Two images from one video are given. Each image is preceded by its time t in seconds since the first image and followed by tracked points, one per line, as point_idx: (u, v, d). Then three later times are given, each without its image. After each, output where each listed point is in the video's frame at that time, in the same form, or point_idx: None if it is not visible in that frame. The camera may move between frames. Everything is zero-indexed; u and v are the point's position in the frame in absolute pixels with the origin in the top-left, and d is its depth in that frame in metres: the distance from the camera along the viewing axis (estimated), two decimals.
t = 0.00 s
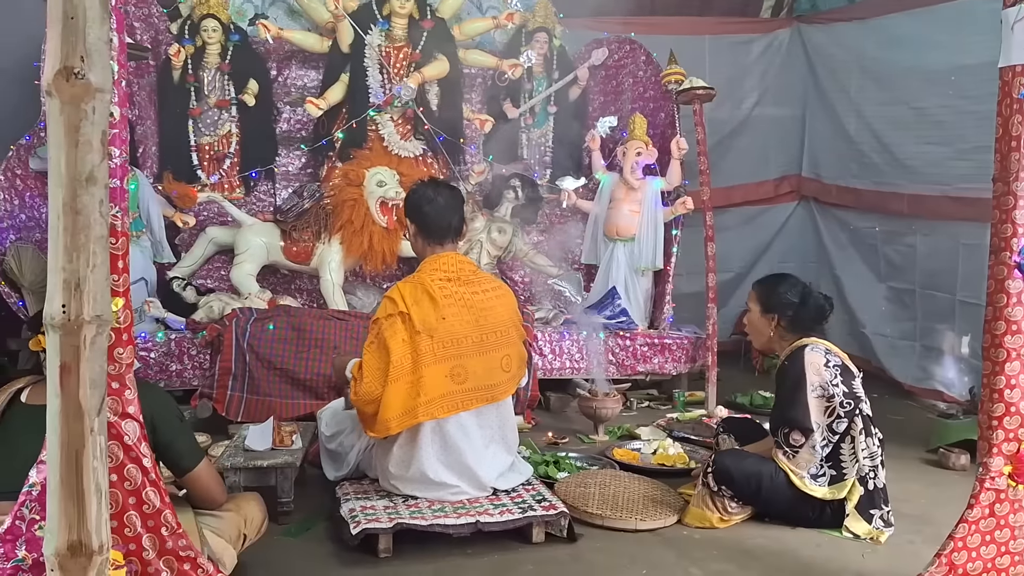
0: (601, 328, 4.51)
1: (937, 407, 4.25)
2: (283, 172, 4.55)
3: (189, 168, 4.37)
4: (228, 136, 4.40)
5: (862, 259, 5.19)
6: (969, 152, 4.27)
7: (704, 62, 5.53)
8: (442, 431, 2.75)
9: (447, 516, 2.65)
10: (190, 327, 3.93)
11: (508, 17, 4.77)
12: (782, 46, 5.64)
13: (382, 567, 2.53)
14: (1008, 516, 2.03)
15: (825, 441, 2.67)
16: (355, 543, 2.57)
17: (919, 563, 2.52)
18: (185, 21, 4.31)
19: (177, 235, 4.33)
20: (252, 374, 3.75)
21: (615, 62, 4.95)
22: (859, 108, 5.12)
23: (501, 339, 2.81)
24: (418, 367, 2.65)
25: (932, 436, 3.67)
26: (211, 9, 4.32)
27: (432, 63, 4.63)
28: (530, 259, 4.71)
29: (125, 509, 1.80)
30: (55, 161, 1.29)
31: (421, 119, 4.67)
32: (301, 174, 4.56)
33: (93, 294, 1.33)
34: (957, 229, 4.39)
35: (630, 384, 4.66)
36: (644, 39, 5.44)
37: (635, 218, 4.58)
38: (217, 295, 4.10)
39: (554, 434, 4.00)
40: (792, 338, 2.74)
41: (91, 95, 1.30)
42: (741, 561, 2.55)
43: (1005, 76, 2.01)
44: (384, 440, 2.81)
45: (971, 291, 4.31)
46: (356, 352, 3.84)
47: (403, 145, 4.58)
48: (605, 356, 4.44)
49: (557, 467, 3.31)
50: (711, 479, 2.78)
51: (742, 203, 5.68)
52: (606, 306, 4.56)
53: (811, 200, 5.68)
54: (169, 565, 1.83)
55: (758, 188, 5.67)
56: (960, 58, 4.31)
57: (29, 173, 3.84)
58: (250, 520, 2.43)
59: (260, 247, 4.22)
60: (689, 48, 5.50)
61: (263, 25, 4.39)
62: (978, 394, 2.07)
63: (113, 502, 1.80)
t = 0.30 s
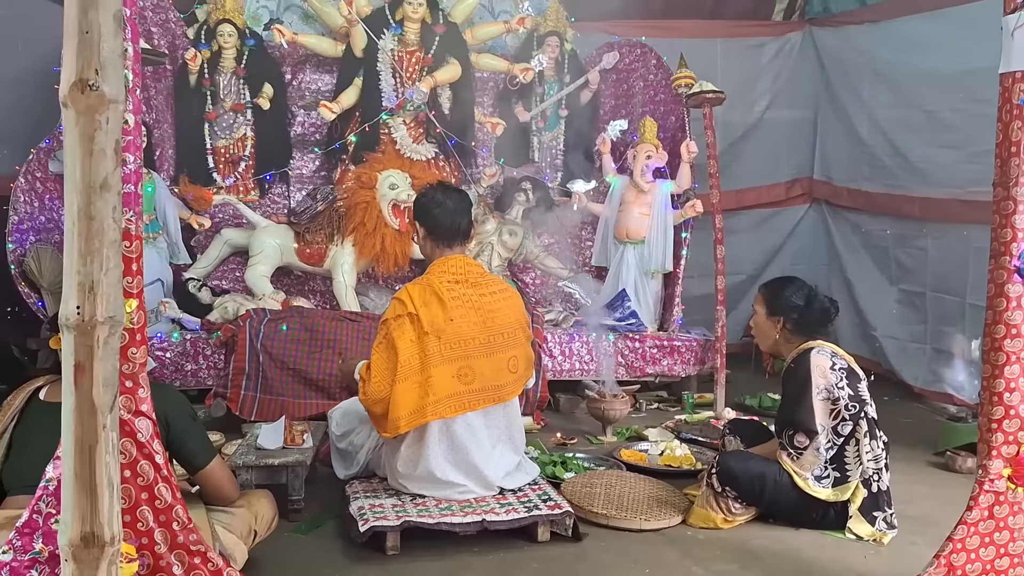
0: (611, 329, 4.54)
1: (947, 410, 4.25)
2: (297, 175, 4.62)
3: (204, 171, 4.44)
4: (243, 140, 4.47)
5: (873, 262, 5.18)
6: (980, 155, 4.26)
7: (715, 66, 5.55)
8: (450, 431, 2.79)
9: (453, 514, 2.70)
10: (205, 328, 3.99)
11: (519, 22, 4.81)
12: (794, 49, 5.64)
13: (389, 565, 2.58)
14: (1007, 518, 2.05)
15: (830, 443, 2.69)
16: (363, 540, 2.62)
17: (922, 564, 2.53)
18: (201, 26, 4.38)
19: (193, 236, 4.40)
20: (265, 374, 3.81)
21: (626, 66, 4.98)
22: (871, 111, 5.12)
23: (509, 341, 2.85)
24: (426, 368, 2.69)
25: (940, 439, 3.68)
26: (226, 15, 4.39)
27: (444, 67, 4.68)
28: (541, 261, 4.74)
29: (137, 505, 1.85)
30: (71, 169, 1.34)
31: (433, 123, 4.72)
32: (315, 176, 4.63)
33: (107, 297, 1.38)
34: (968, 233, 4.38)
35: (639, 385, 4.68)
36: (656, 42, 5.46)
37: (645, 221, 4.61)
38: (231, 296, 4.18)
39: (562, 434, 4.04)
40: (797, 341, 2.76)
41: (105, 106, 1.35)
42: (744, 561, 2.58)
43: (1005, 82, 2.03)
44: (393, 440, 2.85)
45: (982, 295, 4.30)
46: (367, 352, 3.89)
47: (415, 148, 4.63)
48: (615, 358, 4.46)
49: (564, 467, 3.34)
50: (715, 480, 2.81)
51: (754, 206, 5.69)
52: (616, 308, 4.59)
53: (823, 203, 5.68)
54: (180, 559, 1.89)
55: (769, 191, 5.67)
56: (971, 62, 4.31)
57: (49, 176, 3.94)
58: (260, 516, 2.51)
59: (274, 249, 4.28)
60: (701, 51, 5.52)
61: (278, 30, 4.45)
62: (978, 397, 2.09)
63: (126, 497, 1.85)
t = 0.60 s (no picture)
0: (620, 335, 4.57)
1: (956, 417, 4.24)
2: (310, 182, 4.68)
3: (219, 178, 4.52)
4: (257, 147, 4.54)
5: (883, 268, 5.17)
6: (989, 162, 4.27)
7: (726, 73, 5.57)
8: (456, 435, 2.84)
9: (459, 517, 2.74)
10: (219, 332, 4.07)
11: (530, 30, 4.87)
12: (804, 56, 5.66)
13: (395, 565, 2.62)
14: (1005, 524, 2.06)
15: (834, 449, 2.70)
16: (370, 541, 2.67)
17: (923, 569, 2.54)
18: (217, 35, 4.46)
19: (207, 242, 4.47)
20: (277, 377, 3.87)
21: (636, 73, 5.02)
22: (881, 117, 5.13)
23: (514, 346, 2.89)
24: (432, 372, 2.74)
25: (947, 445, 3.68)
26: (242, 23, 4.47)
27: (455, 75, 4.73)
28: (550, 267, 4.78)
29: (148, 503, 1.91)
30: (83, 182, 1.40)
31: (444, 130, 4.78)
32: (328, 183, 4.69)
33: (117, 303, 1.44)
34: (978, 239, 4.37)
35: (648, 390, 4.70)
36: (665, 50, 5.50)
37: (653, 227, 4.64)
38: (245, 301, 4.27)
39: (570, 439, 4.07)
40: (803, 347, 2.78)
41: (115, 122, 1.41)
42: (746, 564, 2.60)
43: (1002, 93, 2.06)
44: (401, 442, 2.90)
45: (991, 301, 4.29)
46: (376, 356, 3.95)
47: (426, 155, 4.69)
48: (623, 363, 4.49)
49: (570, 471, 3.37)
50: (719, 484, 2.84)
51: (764, 212, 5.70)
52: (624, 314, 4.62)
53: (833, 209, 5.68)
54: (190, 557, 1.94)
55: (780, 197, 5.68)
56: (981, 68, 4.32)
57: (68, 182, 4.03)
58: (269, 517, 2.57)
59: (287, 254, 4.33)
60: (711, 59, 5.54)
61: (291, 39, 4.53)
62: (978, 404, 2.13)
63: (138, 496, 1.91)
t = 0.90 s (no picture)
0: (631, 344, 4.56)
1: (971, 428, 4.19)
2: (323, 191, 4.70)
3: (233, 187, 4.56)
4: (270, 156, 4.58)
5: (898, 278, 5.12)
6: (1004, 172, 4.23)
7: (739, 83, 5.57)
8: (463, 445, 2.84)
9: (465, 527, 2.73)
10: (231, 340, 4.10)
11: (542, 39, 4.89)
12: (818, 65, 5.63)
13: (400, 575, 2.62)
14: (1014, 538, 2.06)
15: (844, 462, 2.67)
16: (375, 551, 2.67)
17: None
18: (231, 45, 4.51)
19: (220, 250, 4.51)
20: (288, 386, 3.89)
21: (648, 82, 5.01)
22: (894, 126, 5.09)
23: (522, 356, 2.88)
24: (439, 383, 2.74)
25: (961, 457, 3.63)
26: (256, 34, 4.52)
27: (467, 85, 4.75)
28: (561, 276, 4.78)
29: (152, 513, 1.93)
30: (85, 197, 1.42)
31: (456, 139, 4.80)
32: (340, 192, 4.71)
33: (117, 316, 1.46)
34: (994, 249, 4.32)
35: (659, 400, 4.68)
36: (677, 59, 5.50)
37: (665, 236, 4.63)
38: (257, 309, 4.29)
39: (580, 448, 4.06)
40: (816, 358, 2.74)
41: (117, 137, 1.43)
42: None
43: (1011, 103, 2.07)
44: (408, 452, 2.91)
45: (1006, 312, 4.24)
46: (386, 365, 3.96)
47: (438, 164, 4.71)
48: (634, 373, 4.49)
49: (579, 481, 3.36)
50: (726, 496, 2.81)
51: (778, 221, 5.67)
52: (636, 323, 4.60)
53: (847, 218, 5.64)
54: (192, 567, 1.95)
55: (793, 206, 5.65)
56: (995, 77, 4.28)
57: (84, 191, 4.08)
58: (275, 526, 2.58)
59: (299, 262, 4.36)
60: (724, 67, 5.53)
61: (305, 49, 4.57)
62: (986, 418, 2.13)
63: (141, 506, 1.93)
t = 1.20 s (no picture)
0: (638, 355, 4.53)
1: (983, 441, 4.13)
2: (330, 202, 4.72)
3: (240, 198, 4.57)
4: (278, 166, 4.60)
5: (909, 288, 5.07)
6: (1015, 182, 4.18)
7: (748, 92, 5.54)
8: (465, 458, 2.82)
9: (467, 541, 2.71)
10: (237, 350, 4.10)
11: (549, 50, 4.89)
12: (828, 74, 5.60)
13: None
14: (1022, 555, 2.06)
15: (853, 476, 2.63)
16: (377, 564, 2.65)
17: None
18: (239, 57, 4.53)
19: (227, 261, 4.52)
20: (293, 397, 3.88)
21: (656, 92, 4.99)
22: (905, 135, 5.05)
23: (526, 368, 2.86)
24: (441, 395, 2.72)
25: (973, 471, 3.58)
26: (263, 45, 4.54)
27: (474, 96, 4.75)
28: (568, 286, 4.77)
29: (149, 527, 1.94)
30: (74, 212, 1.42)
31: (462, 150, 4.79)
32: (347, 203, 4.73)
33: (107, 332, 1.45)
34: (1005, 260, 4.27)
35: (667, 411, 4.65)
36: (685, 69, 5.49)
37: (672, 247, 4.59)
38: (264, 319, 4.29)
39: (586, 460, 4.03)
40: (826, 371, 2.70)
41: (106, 152, 1.43)
42: None
43: (1018, 113, 2.06)
44: (411, 463, 2.89)
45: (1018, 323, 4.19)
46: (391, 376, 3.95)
47: (445, 175, 4.71)
48: (642, 384, 4.46)
49: (584, 494, 3.33)
50: (732, 510, 2.78)
51: (788, 231, 5.63)
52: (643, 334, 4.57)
53: (858, 228, 5.59)
54: None
55: (803, 216, 5.61)
56: (1005, 86, 4.24)
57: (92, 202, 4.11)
58: (276, 539, 2.56)
59: (306, 273, 4.36)
60: (732, 77, 5.51)
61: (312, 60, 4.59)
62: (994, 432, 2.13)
63: (138, 520, 1.94)
